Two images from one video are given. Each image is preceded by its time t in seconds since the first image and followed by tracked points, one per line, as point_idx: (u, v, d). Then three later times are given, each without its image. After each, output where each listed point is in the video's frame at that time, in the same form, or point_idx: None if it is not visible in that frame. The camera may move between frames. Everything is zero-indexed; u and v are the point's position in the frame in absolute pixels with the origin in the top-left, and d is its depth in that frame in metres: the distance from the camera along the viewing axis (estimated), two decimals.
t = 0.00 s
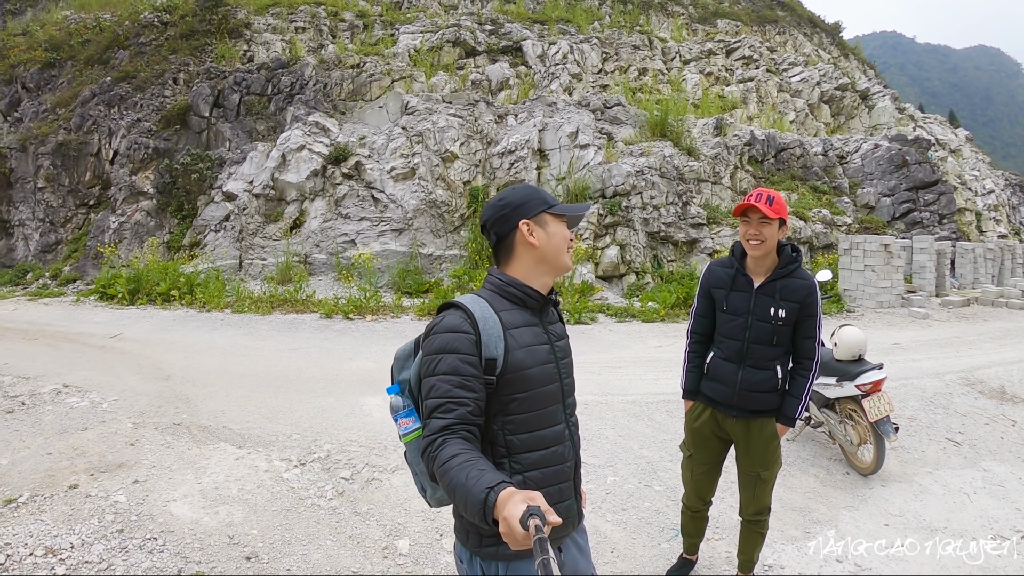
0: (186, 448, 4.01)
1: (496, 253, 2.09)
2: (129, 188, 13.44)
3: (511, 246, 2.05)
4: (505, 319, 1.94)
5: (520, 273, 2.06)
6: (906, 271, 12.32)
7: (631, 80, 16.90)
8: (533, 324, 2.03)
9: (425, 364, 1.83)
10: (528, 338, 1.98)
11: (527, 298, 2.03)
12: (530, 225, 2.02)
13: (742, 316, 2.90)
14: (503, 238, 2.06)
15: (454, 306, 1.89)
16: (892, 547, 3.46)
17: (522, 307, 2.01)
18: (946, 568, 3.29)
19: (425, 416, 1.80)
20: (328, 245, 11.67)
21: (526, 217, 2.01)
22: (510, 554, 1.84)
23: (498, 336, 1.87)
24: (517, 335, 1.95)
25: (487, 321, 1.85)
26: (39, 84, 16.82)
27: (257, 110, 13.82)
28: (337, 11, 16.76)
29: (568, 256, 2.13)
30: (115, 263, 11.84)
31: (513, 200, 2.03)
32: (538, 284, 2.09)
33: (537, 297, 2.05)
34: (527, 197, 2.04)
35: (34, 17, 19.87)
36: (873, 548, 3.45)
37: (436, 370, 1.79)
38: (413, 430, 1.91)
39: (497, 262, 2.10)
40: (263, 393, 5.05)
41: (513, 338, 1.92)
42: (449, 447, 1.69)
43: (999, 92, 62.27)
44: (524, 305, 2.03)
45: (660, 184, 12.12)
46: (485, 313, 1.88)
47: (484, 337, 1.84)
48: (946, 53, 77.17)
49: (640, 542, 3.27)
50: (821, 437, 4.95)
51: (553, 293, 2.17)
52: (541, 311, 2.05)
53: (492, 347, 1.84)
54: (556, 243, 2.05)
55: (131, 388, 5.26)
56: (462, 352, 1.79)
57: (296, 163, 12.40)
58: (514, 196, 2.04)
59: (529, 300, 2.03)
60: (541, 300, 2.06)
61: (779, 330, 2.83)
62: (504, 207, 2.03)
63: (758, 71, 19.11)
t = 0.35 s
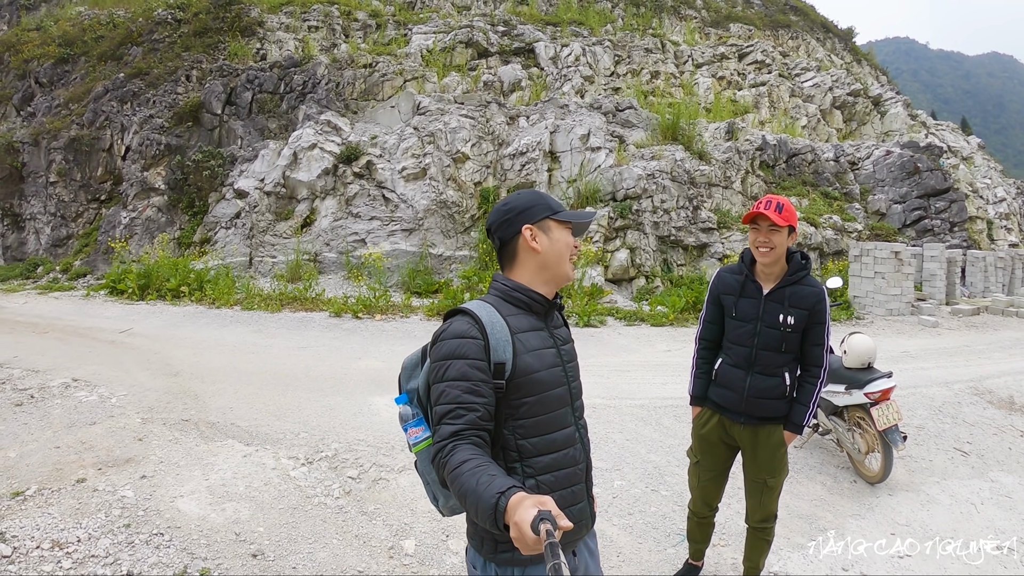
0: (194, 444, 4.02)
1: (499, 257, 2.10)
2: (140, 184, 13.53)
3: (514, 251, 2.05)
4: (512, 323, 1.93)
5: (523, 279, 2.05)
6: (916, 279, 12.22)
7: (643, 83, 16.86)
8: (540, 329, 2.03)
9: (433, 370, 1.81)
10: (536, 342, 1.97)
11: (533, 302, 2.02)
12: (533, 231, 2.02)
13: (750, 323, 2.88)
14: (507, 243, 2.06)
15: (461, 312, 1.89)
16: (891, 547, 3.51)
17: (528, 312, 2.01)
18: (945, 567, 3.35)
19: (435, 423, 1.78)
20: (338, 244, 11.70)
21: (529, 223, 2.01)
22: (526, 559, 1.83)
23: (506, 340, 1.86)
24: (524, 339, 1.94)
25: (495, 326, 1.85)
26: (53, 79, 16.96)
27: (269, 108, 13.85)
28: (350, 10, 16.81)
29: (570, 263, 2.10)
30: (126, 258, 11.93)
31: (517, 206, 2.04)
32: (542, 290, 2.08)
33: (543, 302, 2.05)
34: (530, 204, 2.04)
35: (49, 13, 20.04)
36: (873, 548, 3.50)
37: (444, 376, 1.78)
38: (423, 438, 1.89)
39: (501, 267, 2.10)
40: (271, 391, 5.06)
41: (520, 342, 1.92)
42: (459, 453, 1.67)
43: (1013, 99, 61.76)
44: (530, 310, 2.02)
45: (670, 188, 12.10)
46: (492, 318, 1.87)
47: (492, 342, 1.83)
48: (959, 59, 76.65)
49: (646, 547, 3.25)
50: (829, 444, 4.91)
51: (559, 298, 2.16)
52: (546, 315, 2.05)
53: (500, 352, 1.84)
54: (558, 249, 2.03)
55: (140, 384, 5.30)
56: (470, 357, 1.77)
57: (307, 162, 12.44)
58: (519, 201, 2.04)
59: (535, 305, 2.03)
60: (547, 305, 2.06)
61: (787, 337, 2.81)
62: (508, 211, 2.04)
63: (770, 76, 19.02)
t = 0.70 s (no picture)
0: (196, 440, 4.01)
1: (510, 255, 2.08)
2: (146, 179, 13.56)
3: (527, 250, 2.03)
4: (521, 321, 1.91)
5: (535, 278, 2.04)
6: (921, 286, 12.15)
7: (651, 86, 16.82)
8: (548, 326, 2.01)
9: (442, 366, 1.80)
10: (544, 340, 1.96)
11: (542, 301, 2.00)
12: (547, 229, 2.00)
13: (756, 327, 2.85)
14: (519, 241, 2.04)
15: (472, 307, 1.87)
16: (892, 547, 3.56)
17: (538, 309, 1.99)
18: (945, 568, 3.40)
19: (443, 418, 1.76)
20: (344, 243, 11.71)
21: (543, 221, 1.99)
22: (530, 557, 1.81)
23: (516, 337, 1.84)
24: (533, 337, 1.92)
25: (505, 323, 1.83)
26: (61, 73, 17.03)
27: (276, 105, 13.86)
28: (359, 9, 16.81)
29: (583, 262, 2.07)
30: (131, 253, 11.96)
31: (531, 204, 2.02)
32: (553, 289, 2.06)
33: (552, 300, 2.03)
34: (544, 203, 2.02)
35: (58, 7, 20.11)
36: (873, 548, 3.55)
37: (454, 371, 1.76)
38: (430, 435, 1.88)
39: (512, 265, 2.08)
40: (273, 388, 5.05)
41: (529, 340, 1.90)
42: (467, 448, 1.66)
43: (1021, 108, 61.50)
44: (539, 308, 2.01)
45: (677, 191, 12.08)
46: (502, 315, 1.86)
47: (502, 338, 1.82)
48: (967, 66, 76.40)
49: (648, 552, 3.22)
50: (834, 451, 4.86)
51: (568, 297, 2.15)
52: (556, 313, 2.03)
53: (509, 348, 1.82)
54: (571, 248, 2.01)
55: (142, 378, 5.29)
56: (480, 352, 1.76)
57: (314, 159, 12.45)
58: (533, 200, 2.02)
59: (546, 303, 2.01)
60: (557, 303, 2.05)
61: (793, 341, 2.77)
62: (521, 210, 2.02)
63: (779, 81, 18.96)
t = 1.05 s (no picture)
0: (192, 445, 3.97)
1: (514, 258, 2.04)
2: (145, 182, 13.54)
3: (530, 254, 1.99)
4: (520, 325, 1.88)
5: (536, 283, 2.01)
6: (923, 284, 12.09)
7: (650, 85, 16.77)
8: (546, 331, 1.97)
9: (436, 364, 1.77)
10: (541, 345, 1.92)
11: (543, 305, 1.96)
12: (550, 236, 1.96)
13: (756, 327, 2.80)
14: (523, 245, 2.00)
15: (470, 308, 1.84)
16: (892, 547, 3.55)
17: (537, 313, 1.95)
18: (944, 567, 3.38)
19: (434, 417, 1.74)
20: (343, 244, 11.68)
21: (548, 228, 1.95)
22: (512, 559, 1.78)
23: (512, 341, 1.81)
24: (530, 341, 1.89)
25: (503, 326, 1.80)
26: (59, 77, 17.02)
27: (275, 107, 13.85)
28: (357, 10, 16.78)
29: (588, 268, 2.03)
30: (130, 256, 11.95)
31: (537, 208, 1.97)
32: (554, 295, 2.03)
33: (552, 306, 1.99)
34: (551, 207, 1.97)
35: (56, 10, 20.10)
36: (872, 548, 3.54)
37: (448, 372, 1.73)
38: (420, 430, 1.85)
39: (514, 267, 2.05)
40: (271, 392, 5.01)
41: (527, 345, 1.87)
42: (456, 450, 1.63)
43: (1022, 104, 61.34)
44: (539, 312, 1.97)
45: (677, 191, 12.04)
46: (500, 318, 1.83)
47: (498, 342, 1.79)
48: (967, 64, 76.29)
49: (650, 558, 3.17)
50: (837, 453, 4.81)
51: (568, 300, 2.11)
52: (555, 319, 1.98)
53: (505, 352, 1.80)
54: (575, 255, 1.97)
55: (140, 383, 5.26)
56: (476, 355, 1.73)
57: (313, 161, 12.43)
58: (540, 204, 1.98)
59: (547, 308, 1.97)
60: (558, 309, 2.01)
61: (793, 339, 2.72)
62: (527, 213, 1.98)
63: (779, 79, 18.91)
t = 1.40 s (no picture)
0: (187, 457, 3.88)
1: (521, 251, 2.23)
2: (146, 190, 13.54)
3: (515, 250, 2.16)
4: (519, 319, 1.88)
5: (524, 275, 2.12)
6: (932, 278, 11.89)
7: (652, 83, 16.64)
8: (546, 325, 1.97)
9: (438, 358, 1.76)
10: (542, 339, 1.92)
11: (543, 299, 1.98)
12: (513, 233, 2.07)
13: (760, 323, 2.67)
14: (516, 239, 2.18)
15: (470, 303, 1.84)
16: (893, 547, 3.45)
17: (537, 307, 1.96)
18: (946, 568, 3.28)
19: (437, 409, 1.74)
20: (345, 249, 11.61)
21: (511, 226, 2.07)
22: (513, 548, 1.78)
23: (512, 335, 1.81)
24: (530, 335, 1.89)
25: (503, 321, 1.81)
26: (59, 87, 17.08)
27: (275, 113, 13.83)
28: (355, 14, 16.76)
29: (547, 257, 1.95)
30: (132, 265, 11.93)
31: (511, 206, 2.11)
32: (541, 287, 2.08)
33: (553, 299, 2.00)
34: (513, 206, 2.05)
35: (55, 21, 20.17)
36: (873, 548, 3.44)
37: (448, 365, 1.73)
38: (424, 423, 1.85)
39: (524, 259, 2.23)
40: (269, 401, 4.92)
41: (527, 339, 1.86)
42: (459, 441, 1.63)
43: None
44: (540, 307, 1.98)
45: (681, 188, 11.90)
46: (500, 313, 1.83)
47: (498, 337, 1.79)
48: (971, 55, 75.67)
49: (657, 568, 3.05)
50: (850, 454, 4.67)
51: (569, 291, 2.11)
52: (557, 312, 1.99)
53: (505, 346, 1.79)
54: (525, 252, 1.99)
55: (137, 393, 5.18)
56: (476, 349, 1.72)
57: (313, 166, 12.37)
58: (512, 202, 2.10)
59: (548, 303, 1.98)
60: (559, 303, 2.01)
61: (799, 336, 2.59)
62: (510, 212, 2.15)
63: (781, 75, 18.74)
